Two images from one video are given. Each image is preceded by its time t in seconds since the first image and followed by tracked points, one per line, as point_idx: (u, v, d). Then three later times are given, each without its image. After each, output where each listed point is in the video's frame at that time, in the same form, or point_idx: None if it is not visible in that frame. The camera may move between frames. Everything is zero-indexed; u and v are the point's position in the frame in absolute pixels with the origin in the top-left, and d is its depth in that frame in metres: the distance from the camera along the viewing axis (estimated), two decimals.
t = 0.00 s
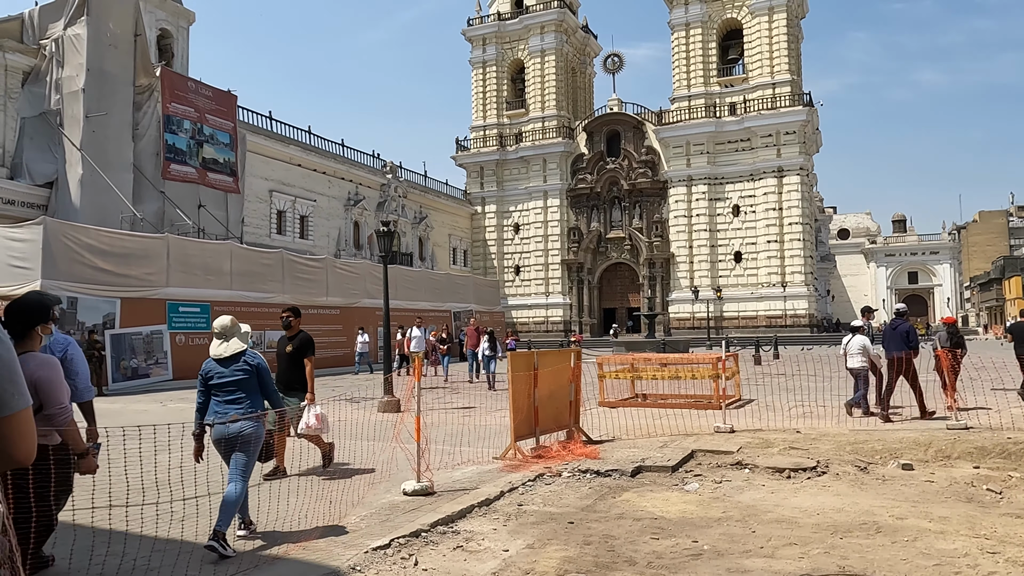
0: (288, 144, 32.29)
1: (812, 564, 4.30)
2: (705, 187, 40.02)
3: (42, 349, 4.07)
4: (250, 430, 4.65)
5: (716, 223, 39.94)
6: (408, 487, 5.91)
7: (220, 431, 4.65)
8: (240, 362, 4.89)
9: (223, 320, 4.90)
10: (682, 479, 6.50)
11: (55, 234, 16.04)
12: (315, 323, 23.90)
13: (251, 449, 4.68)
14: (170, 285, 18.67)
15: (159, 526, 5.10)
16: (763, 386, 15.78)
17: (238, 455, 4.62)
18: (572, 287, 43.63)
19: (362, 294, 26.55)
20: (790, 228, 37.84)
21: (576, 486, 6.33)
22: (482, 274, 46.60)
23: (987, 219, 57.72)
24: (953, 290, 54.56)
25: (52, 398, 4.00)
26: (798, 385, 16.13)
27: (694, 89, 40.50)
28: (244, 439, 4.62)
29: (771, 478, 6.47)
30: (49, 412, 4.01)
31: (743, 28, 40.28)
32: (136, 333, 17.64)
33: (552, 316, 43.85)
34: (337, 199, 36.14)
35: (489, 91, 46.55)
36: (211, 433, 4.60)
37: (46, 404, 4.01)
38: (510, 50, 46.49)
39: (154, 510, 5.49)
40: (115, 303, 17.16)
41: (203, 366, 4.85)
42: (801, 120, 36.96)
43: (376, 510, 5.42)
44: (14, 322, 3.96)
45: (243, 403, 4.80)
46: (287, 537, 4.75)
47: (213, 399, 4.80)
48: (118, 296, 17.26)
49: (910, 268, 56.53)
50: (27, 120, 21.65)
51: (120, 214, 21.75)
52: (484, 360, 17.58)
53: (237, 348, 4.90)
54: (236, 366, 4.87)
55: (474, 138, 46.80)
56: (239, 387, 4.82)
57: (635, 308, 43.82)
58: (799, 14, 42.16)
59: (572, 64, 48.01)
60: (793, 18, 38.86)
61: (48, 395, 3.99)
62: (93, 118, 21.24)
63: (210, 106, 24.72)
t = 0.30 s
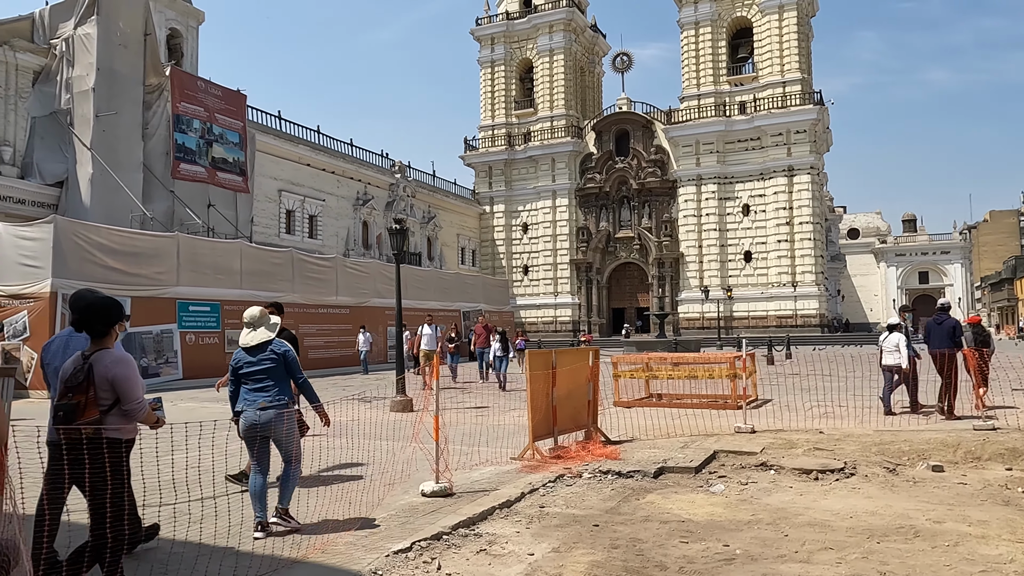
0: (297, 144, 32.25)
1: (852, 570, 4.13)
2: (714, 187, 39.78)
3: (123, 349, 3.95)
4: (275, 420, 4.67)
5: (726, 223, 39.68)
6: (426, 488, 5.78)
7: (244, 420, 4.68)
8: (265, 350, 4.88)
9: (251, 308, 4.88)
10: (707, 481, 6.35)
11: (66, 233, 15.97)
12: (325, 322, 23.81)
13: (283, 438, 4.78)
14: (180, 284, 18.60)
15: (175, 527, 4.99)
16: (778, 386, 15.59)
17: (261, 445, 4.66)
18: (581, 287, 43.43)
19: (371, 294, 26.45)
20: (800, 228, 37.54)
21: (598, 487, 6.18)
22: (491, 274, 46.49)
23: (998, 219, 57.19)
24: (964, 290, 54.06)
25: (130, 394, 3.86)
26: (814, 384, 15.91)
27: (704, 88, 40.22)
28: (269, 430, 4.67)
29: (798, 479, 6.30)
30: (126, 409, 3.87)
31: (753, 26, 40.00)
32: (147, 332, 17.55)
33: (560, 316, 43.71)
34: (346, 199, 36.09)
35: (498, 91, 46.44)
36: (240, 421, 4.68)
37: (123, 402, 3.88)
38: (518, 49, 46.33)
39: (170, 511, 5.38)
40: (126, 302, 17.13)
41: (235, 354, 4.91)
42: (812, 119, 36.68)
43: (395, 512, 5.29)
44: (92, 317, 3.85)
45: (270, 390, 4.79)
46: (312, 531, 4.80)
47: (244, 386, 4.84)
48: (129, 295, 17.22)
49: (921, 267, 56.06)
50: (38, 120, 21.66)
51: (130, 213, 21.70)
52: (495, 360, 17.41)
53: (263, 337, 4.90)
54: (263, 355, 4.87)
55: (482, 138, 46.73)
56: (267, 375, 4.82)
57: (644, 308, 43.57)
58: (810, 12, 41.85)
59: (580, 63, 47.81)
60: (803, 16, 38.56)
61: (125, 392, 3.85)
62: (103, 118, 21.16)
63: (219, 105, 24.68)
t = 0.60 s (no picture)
0: (310, 144, 32.24)
1: None
2: (729, 186, 39.45)
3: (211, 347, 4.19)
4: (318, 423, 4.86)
5: (741, 223, 39.33)
6: (456, 492, 5.62)
7: (288, 421, 4.85)
8: (312, 356, 5.05)
9: (299, 314, 5.06)
10: (742, 486, 6.16)
11: (84, 233, 15.93)
12: (340, 322, 23.73)
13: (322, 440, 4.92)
14: (196, 284, 18.55)
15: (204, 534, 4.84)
16: (801, 388, 15.32)
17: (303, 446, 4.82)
18: (594, 287, 43.19)
19: (386, 294, 26.34)
20: (816, 228, 37.16)
21: (631, 492, 6.00)
22: (504, 274, 46.34)
23: (1016, 219, 56.46)
24: (981, 291, 53.41)
25: (210, 390, 4.05)
26: (837, 386, 15.63)
27: (718, 87, 39.91)
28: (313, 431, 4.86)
29: (839, 484, 6.09)
30: (206, 404, 4.06)
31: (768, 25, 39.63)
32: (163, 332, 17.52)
33: (574, 316, 43.49)
34: (359, 199, 36.03)
35: (511, 91, 46.32)
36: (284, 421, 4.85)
37: (204, 397, 4.06)
38: (531, 49, 46.16)
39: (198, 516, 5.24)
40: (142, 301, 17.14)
41: (282, 359, 5.07)
42: (828, 117, 36.29)
43: (425, 517, 5.14)
44: (180, 312, 4.10)
45: (315, 395, 4.97)
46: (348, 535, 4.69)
47: (289, 388, 5.02)
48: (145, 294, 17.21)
49: (937, 267, 55.26)
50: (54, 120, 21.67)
51: (146, 213, 21.69)
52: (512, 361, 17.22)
53: (309, 341, 5.04)
54: (310, 360, 5.02)
55: (495, 138, 46.63)
56: (312, 380, 4.99)
57: (658, 308, 43.26)
58: (825, 10, 41.44)
59: (593, 63, 47.59)
60: (819, 14, 38.20)
61: (209, 386, 4.05)
62: (119, 118, 21.18)
63: (233, 105, 24.64)
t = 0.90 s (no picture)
0: (328, 144, 32.25)
1: None
2: (748, 185, 39.03)
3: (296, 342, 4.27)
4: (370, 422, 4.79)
5: (759, 222, 38.90)
6: (490, 497, 5.46)
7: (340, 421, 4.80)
8: (362, 353, 4.97)
9: (352, 310, 4.95)
10: (784, 492, 5.97)
11: (105, 233, 15.94)
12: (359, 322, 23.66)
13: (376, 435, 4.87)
14: (216, 284, 18.52)
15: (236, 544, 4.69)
16: (829, 390, 15.03)
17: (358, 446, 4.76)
18: (611, 287, 42.94)
19: (404, 294, 26.24)
20: (836, 227, 36.65)
21: (669, 498, 5.81)
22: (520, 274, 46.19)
23: None
24: (1004, 291, 52.54)
25: (308, 385, 4.20)
26: (866, 388, 15.32)
27: (737, 86, 39.51)
28: (365, 425, 4.78)
29: (884, 491, 5.89)
30: (304, 397, 4.19)
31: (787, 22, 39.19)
32: (184, 331, 17.51)
33: (590, 316, 43.23)
34: (377, 199, 36.01)
35: (527, 90, 46.19)
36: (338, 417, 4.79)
37: (302, 392, 4.21)
38: (548, 48, 45.96)
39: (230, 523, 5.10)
40: (163, 301, 17.12)
41: (334, 355, 5.02)
42: (848, 116, 35.81)
43: (461, 525, 4.98)
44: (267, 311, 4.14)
45: (364, 391, 4.92)
46: (389, 542, 4.56)
47: (340, 386, 4.97)
48: (166, 294, 17.20)
49: (959, 268, 54.06)
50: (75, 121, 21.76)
51: (166, 213, 21.72)
52: (532, 361, 17.05)
53: (363, 338, 4.98)
54: (361, 356, 4.95)
55: (512, 138, 46.52)
56: (362, 377, 4.94)
57: (675, 309, 42.89)
58: (846, 7, 40.92)
59: (610, 62, 47.33)
60: (839, 11, 37.74)
61: (307, 382, 4.21)
62: (139, 118, 21.25)
63: (252, 105, 24.70)
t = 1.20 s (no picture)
0: (344, 142, 32.24)
1: None
2: (764, 183, 38.66)
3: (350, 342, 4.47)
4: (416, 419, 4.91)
5: (776, 220, 38.55)
6: (521, 499, 5.33)
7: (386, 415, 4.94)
8: (408, 353, 5.09)
9: (397, 312, 5.10)
10: (824, 496, 5.80)
11: (124, 230, 15.94)
12: (375, 320, 23.60)
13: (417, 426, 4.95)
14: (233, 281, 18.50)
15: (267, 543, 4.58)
16: (853, 390, 14.76)
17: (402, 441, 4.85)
18: (626, 286, 42.69)
19: (420, 291, 26.16)
20: (854, 225, 36.27)
21: (705, 501, 5.66)
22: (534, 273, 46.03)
23: None
24: None
25: (372, 382, 4.35)
26: (890, 388, 15.05)
27: (753, 83, 39.17)
28: (408, 421, 4.87)
29: (928, 495, 5.70)
30: (365, 393, 4.34)
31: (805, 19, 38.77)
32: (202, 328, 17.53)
33: (605, 315, 42.97)
34: (391, 198, 35.97)
35: (542, 88, 46.01)
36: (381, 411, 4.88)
37: (366, 387, 4.35)
38: (562, 46, 45.74)
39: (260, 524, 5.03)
40: (180, 298, 17.10)
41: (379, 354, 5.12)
42: (867, 113, 35.37)
43: (494, 527, 4.84)
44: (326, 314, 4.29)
45: (410, 390, 5.02)
46: (425, 545, 4.44)
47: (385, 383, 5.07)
48: (184, 292, 17.19)
49: (977, 267, 53.40)
50: (93, 119, 21.79)
51: (183, 211, 21.71)
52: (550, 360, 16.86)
53: (409, 340, 5.10)
54: (407, 357, 5.08)
55: (526, 137, 46.37)
56: (407, 376, 5.03)
57: (691, 308, 42.56)
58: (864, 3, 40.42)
59: (625, 59, 47.06)
60: (858, 8, 37.28)
61: (368, 378, 4.36)
62: (157, 117, 21.31)
63: (268, 104, 24.66)
